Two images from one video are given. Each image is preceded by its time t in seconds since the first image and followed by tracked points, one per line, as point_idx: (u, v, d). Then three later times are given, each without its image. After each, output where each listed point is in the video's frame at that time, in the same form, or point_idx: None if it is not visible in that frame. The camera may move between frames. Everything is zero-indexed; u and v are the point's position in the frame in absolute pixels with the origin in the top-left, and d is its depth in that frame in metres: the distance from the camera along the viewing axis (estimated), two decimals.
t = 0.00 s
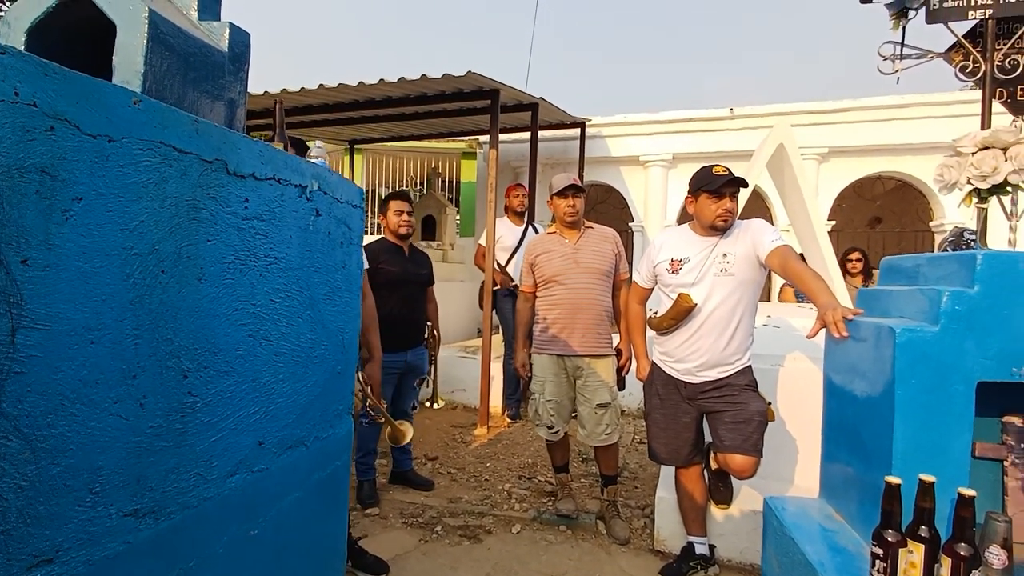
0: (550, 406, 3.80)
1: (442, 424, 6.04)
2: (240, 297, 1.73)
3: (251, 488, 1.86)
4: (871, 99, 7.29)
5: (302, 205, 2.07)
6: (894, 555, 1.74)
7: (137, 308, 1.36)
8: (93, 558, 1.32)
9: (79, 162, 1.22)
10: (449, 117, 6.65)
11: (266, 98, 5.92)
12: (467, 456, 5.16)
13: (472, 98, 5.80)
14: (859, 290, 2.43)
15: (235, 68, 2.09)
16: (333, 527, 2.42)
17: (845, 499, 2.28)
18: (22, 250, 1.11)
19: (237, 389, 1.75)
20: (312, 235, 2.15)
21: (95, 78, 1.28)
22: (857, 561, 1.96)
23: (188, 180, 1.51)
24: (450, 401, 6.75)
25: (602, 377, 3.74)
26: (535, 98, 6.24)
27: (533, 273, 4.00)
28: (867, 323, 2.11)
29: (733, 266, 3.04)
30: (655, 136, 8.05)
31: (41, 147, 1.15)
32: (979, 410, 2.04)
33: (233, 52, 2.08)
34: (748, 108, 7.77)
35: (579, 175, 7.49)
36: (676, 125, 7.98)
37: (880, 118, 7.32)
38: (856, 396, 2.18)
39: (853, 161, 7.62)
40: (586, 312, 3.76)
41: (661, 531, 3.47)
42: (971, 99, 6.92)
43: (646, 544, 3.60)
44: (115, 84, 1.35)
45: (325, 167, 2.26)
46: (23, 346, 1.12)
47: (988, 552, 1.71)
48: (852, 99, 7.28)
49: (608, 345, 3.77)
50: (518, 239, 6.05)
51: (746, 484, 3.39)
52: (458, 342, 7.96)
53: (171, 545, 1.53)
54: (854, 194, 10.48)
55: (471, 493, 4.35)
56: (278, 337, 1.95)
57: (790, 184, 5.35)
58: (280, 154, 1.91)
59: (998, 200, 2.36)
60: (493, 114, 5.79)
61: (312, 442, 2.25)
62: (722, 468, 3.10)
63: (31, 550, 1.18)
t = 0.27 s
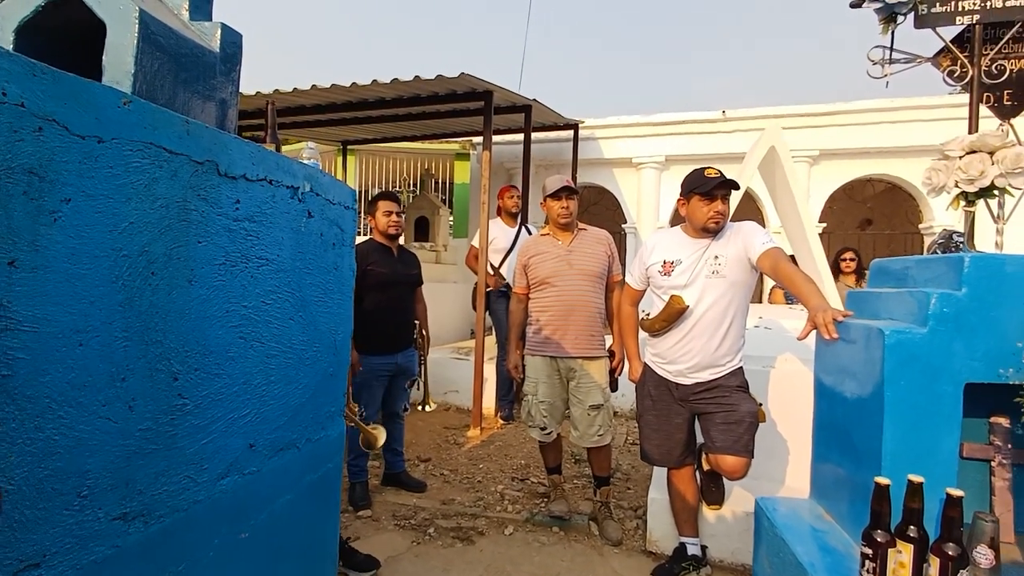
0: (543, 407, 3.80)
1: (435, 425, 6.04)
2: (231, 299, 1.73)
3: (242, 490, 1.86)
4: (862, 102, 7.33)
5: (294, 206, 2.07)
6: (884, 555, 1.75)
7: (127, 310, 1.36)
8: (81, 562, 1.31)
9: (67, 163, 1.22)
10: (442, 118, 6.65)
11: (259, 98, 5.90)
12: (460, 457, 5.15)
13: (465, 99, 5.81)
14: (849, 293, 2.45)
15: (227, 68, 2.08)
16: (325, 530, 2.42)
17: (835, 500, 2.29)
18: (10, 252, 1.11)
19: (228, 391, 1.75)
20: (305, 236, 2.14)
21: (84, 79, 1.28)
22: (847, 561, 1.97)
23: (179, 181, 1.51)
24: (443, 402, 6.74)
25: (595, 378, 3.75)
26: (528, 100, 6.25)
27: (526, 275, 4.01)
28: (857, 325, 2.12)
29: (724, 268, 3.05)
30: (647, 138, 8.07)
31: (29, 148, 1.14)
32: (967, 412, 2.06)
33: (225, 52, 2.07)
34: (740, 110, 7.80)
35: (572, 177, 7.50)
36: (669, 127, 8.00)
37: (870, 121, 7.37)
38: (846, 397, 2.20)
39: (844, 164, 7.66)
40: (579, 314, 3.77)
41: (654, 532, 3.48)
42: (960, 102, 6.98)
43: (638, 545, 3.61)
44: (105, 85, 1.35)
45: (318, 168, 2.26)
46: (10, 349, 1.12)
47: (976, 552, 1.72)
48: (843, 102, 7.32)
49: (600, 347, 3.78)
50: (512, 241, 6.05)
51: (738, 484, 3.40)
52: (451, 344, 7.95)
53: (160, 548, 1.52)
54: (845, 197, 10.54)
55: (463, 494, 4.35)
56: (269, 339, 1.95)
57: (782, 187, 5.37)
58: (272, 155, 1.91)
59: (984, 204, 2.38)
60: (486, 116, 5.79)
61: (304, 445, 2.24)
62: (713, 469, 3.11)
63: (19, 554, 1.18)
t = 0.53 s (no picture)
0: (533, 412, 3.80)
1: (425, 430, 6.03)
2: (217, 305, 1.73)
3: (228, 497, 1.85)
4: (849, 109, 7.41)
5: (282, 211, 2.07)
6: (866, 558, 1.76)
7: (111, 316, 1.36)
8: (62, 571, 1.30)
9: (51, 168, 1.22)
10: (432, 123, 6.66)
11: (249, 102, 5.89)
12: (450, 463, 5.15)
13: (456, 104, 5.82)
14: (834, 298, 2.47)
15: (215, 73, 2.08)
16: (312, 536, 2.41)
17: (821, 504, 2.31)
18: None
19: (213, 397, 1.74)
20: (292, 241, 2.15)
21: (69, 84, 1.28)
22: (832, 565, 1.98)
23: (165, 186, 1.51)
24: (433, 407, 6.73)
25: (584, 383, 3.76)
26: (519, 105, 6.27)
27: (516, 280, 4.02)
28: (841, 330, 2.15)
29: (712, 273, 3.07)
30: (637, 144, 8.11)
31: (13, 152, 1.14)
32: (949, 416, 2.09)
33: (213, 57, 2.07)
34: (729, 117, 7.86)
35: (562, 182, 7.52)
36: (658, 133, 8.05)
37: (857, 128, 7.44)
38: (831, 402, 2.22)
39: (831, 170, 7.73)
40: (568, 319, 3.78)
41: (642, 537, 3.49)
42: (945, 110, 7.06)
43: (628, 550, 3.62)
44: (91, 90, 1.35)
45: (306, 173, 2.26)
46: None
47: (958, 555, 1.72)
48: (830, 109, 7.39)
49: (590, 351, 3.79)
50: (502, 246, 6.06)
51: (726, 489, 3.42)
52: (441, 349, 7.94)
53: (143, 555, 1.52)
54: (831, 202, 10.63)
55: (453, 500, 4.34)
56: (256, 344, 1.95)
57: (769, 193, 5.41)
58: (259, 161, 1.91)
59: (964, 212, 2.42)
60: (477, 121, 5.81)
61: (291, 450, 2.24)
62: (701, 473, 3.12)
63: None
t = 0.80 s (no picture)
0: (523, 415, 3.80)
1: (415, 434, 6.02)
2: (203, 309, 1.72)
3: (213, 503, 1.84)
4: (837, 115, 7.47)
5: (270, 215, 2.07)
6: (851, 560, 1.78)
7: (94, 321, 1.35)
8: None
9: (34, 171, 1.21)
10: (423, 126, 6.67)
11: (239, 105, 5.87)
12: (440, 466, 5.14)
13: (447, 108, 5.83)
14: (820, 303, 2.49)
15: (204, 76, 2.08)
16: (300, 542, 2.40)
17: (807, 506, 2.32)
18: None
19: (199, 402, 1.74)
20: (280, 245, 2.14)
21: (54, 87, 1.27)
22: (818, 568, 2.00)
23: (150, 190, 1.50)
24: (423, 411, 6.72)
25: (575, 387, 3.77)
26: (510, 109, 6.28)
27: (507, 283, 4.02)
28: (826, 334, 2.16)
29: (700, 278, 3.09)
30: (627, 148, 8.15)
31: None
32: (932, 419, 2.11)
33: (201, 60, 2.07)
34: (719, 122, 7.90)
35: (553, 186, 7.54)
36: (649, 138, 8.09)
37: (844, 134, 7.50)
38: (817, 405, 2.23)
39: (819, 175, 7.79)
40: (559, 322, 3.79)
41: (632, 540, 3.50)
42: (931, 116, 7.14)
43: (617, 553, 3.62)
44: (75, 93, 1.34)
45: (294, 177, 2.26)
46: None
47: (940, 556, 1.75)
48: (818, 114, 7.45)
49: (580, 355, 3.80)
50: (493, 249, 6.07)
51: (715, 492, 3.44)
52: (432, 352, 7.93)
53: (127, 562, 1.51)
54: (819, 207, 10.72)
55: (443, 504, 4.34)
56: (243, 348, 1.94)
57: (758, 198, 5.45)
58: (247, 164, 1.91)
59: (947, 218, 2.44)
60: (468, 125, 5.81)
61: (278, 455, 2.23)
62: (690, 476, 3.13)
63: None
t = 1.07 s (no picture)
0: (517, 418, 3.80)
1: (409, 437, 6.01)
2: (195, 311, 1.72)
3: (205, 506, 1.84)
4: (829, 119, 7.51)
5: (263, 217, 2.07)
6: (841, 562, 1.79)
7: (85, 322, 1.35)
8: None
9: (24, 173, 1.21)
10: (418, 129, 6.67)
11: (233, 106, 5.85)
12: (434, 469, 5.14)
13: (442, 110, 5.83)
14: (812, 305, 2.50)
15: (197, 77, 2.08)
16: (292, 545, 2.40)
17: (798, 508, 2.33)
18: None
19: (191, 405, 1.73)
20: (273, 247, 2.14)
21: (46, 88, 1.27)
22: (809, 569, 2.01)
23: (142, 192, 1.50)
24: (418, 413, 6.72)
25: (569, 389, 3.77)
26: (504, 112, 6.29)
27: (501, 285, 4.02)
28: (818, 337, 2.17)
29: (693, 280, 3.10)
30: (621, 151, 8.17)
31: None
32: (922, 421, 2.12)
33: (195, 61, 2.07)
34: (712, 125, 7.93)
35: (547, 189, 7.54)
36: (643, 141, 8.11)
37: (837, 137, 7.54)
38: (808, 407, 2.24)
39: (812, 178, 7.82)
40: (553, 325, 3.79)
41: (625, 542, 3.50)
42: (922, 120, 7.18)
43: (610, 555, 3.63)
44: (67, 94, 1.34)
45: (288, 179, 2.26)
46: None
47: (930, 557, 1.73)
48: (811, 118, 7.49)
49: (574, 357, 3.81)
50: (487, 251, 6.07)
51: (708, 494, 3.45)
52: (427, 355, 7.93)
53: (117, 565, 1.50)
54: (812, 210, 10.76)
55: (437, 507, 4.33)
56: (235, 351, 1.94)
57: (751, 202, 5.46)
58: (240, 166, 1.91)
59: (936, 222, 2.46)
60: (463, 127, 5.82)
61: (270, 458, 2.23)
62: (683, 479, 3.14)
63: None
